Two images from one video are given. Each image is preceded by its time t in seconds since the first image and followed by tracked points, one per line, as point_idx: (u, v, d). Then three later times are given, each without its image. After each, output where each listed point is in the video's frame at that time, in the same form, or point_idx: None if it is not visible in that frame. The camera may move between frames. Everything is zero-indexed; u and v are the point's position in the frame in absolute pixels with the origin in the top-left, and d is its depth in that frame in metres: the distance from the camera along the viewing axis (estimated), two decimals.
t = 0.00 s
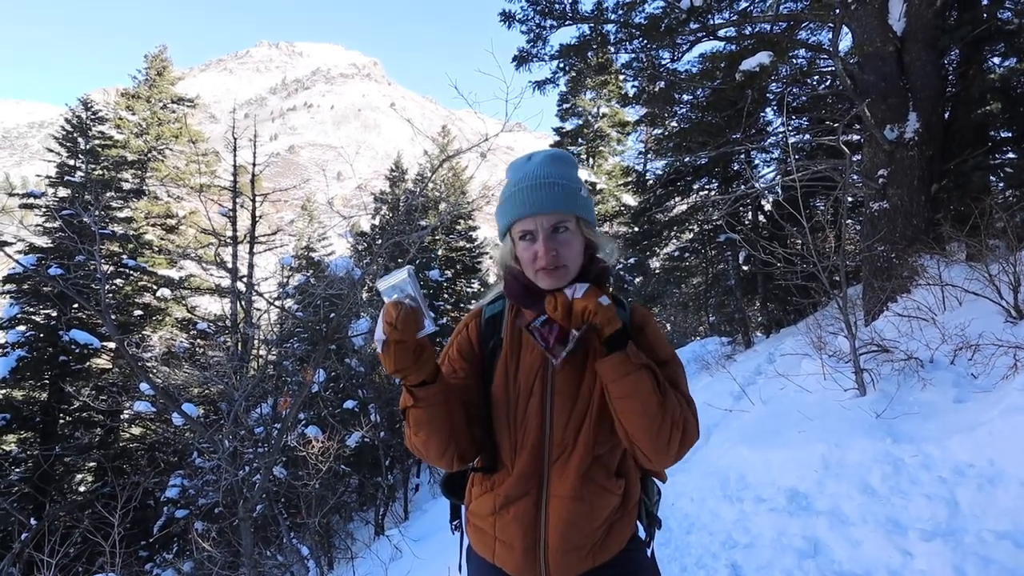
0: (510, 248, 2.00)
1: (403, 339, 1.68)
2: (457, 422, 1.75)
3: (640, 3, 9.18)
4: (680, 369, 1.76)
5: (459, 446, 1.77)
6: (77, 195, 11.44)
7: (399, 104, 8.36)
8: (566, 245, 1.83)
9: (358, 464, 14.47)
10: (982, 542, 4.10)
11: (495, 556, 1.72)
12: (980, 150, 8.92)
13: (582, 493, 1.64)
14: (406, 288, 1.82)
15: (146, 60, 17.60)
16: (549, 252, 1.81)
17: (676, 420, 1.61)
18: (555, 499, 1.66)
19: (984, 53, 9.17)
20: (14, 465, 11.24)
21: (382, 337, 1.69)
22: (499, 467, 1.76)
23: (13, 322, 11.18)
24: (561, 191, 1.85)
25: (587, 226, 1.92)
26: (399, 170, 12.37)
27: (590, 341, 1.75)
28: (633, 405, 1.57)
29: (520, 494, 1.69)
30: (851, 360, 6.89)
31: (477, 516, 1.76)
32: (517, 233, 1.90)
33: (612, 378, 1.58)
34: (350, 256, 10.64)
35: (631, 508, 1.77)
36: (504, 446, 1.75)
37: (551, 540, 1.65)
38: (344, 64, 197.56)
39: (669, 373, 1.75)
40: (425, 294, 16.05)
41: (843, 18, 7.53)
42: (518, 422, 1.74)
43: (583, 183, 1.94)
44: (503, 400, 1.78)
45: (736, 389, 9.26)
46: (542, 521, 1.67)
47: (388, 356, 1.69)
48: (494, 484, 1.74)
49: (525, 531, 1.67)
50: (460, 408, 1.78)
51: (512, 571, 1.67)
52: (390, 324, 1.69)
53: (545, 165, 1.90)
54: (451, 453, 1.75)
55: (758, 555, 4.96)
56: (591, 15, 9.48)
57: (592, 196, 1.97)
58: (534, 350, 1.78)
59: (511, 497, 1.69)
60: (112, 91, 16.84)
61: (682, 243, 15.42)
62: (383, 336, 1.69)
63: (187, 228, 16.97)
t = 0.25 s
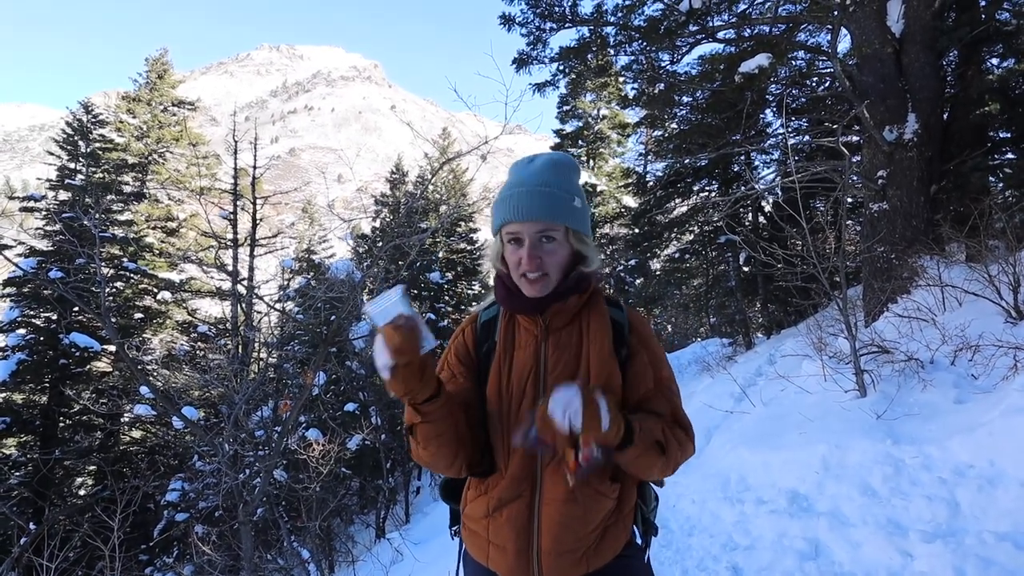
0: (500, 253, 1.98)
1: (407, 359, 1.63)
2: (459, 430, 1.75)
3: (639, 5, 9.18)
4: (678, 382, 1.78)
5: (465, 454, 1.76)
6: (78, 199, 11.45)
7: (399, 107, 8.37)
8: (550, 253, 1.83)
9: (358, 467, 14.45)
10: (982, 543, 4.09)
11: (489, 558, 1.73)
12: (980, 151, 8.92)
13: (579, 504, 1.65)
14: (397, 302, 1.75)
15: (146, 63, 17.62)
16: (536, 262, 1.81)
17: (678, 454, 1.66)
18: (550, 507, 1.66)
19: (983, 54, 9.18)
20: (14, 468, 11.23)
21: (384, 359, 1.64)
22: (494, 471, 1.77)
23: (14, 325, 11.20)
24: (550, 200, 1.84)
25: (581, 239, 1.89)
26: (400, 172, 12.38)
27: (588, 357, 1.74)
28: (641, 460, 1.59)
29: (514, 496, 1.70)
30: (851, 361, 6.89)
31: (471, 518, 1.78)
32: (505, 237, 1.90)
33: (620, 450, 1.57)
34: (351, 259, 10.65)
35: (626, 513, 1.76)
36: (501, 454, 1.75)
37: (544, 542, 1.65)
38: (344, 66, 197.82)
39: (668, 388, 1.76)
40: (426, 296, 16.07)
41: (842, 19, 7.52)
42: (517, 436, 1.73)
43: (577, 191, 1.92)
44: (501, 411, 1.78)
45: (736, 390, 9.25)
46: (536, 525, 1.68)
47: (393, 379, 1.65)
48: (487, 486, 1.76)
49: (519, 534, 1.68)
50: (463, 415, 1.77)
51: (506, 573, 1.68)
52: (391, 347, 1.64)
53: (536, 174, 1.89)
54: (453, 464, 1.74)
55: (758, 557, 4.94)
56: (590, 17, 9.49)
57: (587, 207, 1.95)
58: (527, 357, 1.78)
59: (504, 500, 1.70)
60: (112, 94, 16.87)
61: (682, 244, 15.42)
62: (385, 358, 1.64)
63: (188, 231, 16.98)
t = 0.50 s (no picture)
0: (502, 251, 1.97)
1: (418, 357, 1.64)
2: (460, 430, 1.75)
3: (638, 6, 9.18)
4: (674, 385, 1.79)
5: (465, 455, 1.76)
6: (77, 202, 11.45)
7: (398, 110, 8.38)
8: (557, 256, 1.84)
9: (359, 469, 14.45)
10: (982, 543, 4.09)
11: (490, 562, 1.72)
12: (978, 150, 8.94)
13: (579, 504, 1.65)
14: (405, 302, 1.79)
15: (145, 66, 17.62)
16: (542, 263, 1.81)
17: (672, 461, 1.68)
18: (549, 508, 1.66)
19: (981, 54, 9.20)
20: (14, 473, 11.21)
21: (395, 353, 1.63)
22: (492, 474, 1.76)
23: (13, 330, 11.21)
24: (564, 204, 1.84)
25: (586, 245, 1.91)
26: (399, 174, 12.39)
27: (585, 361, 1.75)
28: (633, 471, 1.61)
29: (513, 498, 1.69)
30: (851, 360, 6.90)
31: (470, 523, 1.76)
32: (513, 236, 1.89)
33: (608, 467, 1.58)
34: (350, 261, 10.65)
35: (625, 513, 1.77)
36: (498, 457, 1.75)
37: (545, 544, 1.65)
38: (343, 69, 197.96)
39: (664, 391, 1.78)
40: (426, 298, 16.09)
41: (840, 20, 7.53)
42: (513, 438, 1.73)
43: (586, 197, 1.93)
44: (497, 412, 1.78)
45: (736, 391, 9.25)
46: (536, 526, 1.67)
47: (401, 375, 1.64)
48: (486, 490, 1.74)
49: (519, 536, 1.67)
50: (463, 415, 1.77)
51: None
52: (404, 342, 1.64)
53: (550, 176, 1.89)
54: (452, 465, 1.73)
55: (759, 558, 4.94)
56: (589, 19, 9.50)
57: (594, 214, 1.96)
58: (525, 360, 1.77)
59: (503, 503, 1.69)
60: (111, 98, 16.87)
61: (682, 245, 15.43)
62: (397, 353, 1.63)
63: (187, 234, 16.98)
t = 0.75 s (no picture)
0: (503, 250, 1.97)
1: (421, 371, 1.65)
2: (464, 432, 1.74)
3: (639, 7, 9.18)
4: (677, 386, 1.79)
5: (469, 458, 1.76)
6: (78, 203, 11.47)
7: (399, 110, 8.37)
8: (556, 256, 1.84)
9: (360, 469, 14.45)
10: (984, 544, 4.09)
11: (492, 562, 1.71)
12: (980, 151, 8.93)
13: (580, 504, 1.65)
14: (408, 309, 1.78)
15: (146, 67, 17.62)
16: (542, 263, 1.82)
17: (673, 461, 1.68)
18: (551, 508, 1.66)
19: (983, 54, 9.19)
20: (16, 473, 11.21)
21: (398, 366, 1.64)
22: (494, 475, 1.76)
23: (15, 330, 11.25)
24: (562, 204, 1.84)
25: (587, 246, 1.91)
26: (399, 175, 12.39)
27: (588, 361, 1.75)
28: (634, 471, 1.61)
29: (516, 499, 1.69)
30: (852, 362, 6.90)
31: (472, 524, 1.76)
32: (512, 236, 1.89)
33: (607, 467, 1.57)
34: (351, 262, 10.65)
35: (627, 514, 1.77)
36: (499, 457, 1.75)
37: (548, 545, 1.65)
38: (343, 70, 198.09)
39: (666, 391, 1.78)
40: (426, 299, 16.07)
41: (841, 20, 7.53)
42: (515, 438, 1.73)
43: (586, 196, 1.93)
44: (500, 413, 1.78)
45: (737, 392, 9.24)
46: (538, 527, 1.67)
47: (405, 387, 1.66)
48: (488, 491, 1.74)
49: (521, 537, 1.67)
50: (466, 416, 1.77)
51: None
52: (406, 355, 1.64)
53: (547, 176, 1.89)
54: (455, 468, 1.73)
55: (759, 559, 4.93)
56: (589, 19, 9.50)
57: (594, 214, 1.96)
58: (527, 362, 1.77)
59: (505, 503, 1.69)
60: (112, 98, 16.87)
61: (683, 246, 15.43)
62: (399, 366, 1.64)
63: (188, 235, 16.99)
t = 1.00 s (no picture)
0: (511, 247, 1.98)
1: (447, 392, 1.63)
2: (478, 434, 1.73)
3: (644, 5, 9.18)
4: (686, 387, 1.79)
5: (482, 459, 1.75)
6: (85, 202, 11.53)
7: (404, 108, 8.38)
8: (563, 246, 1.86)
9: (364, 467, 14.49)
10: (991, 546, 4.07)
11: (499, 560, 1.71)
12: (988, 150, 8.88)
13: (588, 504, 1.65)
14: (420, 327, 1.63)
15: (151, 67, 17.70)
16: (550, 256, 1.83)
17: (682, 463, 1.68)
18: (559, 507, 1.66)
19: (991, 52, 9.13)
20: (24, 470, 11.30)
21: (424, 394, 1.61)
22: (502, 473, 1.76)
23: (23, 328, 11.33)
24: (567, 188, 1.87)
25: (592, 234, 1.93)
26: (404, 173, 12.41)
27: (597, 361, 1.75)
28: (642, 472, 1.60)
29: (524, 497, 1.69)
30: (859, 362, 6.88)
31: (480, 521, 1.75)
32: (519, 226, 1.91)
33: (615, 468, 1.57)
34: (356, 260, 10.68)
35: (635, 514, 1.77)
36: (508, 457, 1.75)
37: (555, 545, 1.65)
38: (347, 69, 198.44)
39: (676, 391, 1.78)
40: (430, 298, 16.12)
41: (848, 18, 7.51)
42: (524, 437, 1.73)
43: (591, 191, 1.95)
44: (510, 412, 1.77)
45: (742, 391, 9.22)
46: (546, 527, 1.67)
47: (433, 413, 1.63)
48: (496, 488, 1.74)
49: (529, 536, 1.66)
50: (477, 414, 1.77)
51: None
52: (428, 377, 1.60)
53: (553, 164, 1.93)
54: (467, 469, 1.71)
55: (765, 558, 4.92)
56: (594, 17, 9.49)
57: (598, 202, 1.99)
58: (536, 359, 1.77)
59: (513, 502, 1.69)
60: (117, 98, 16.95)
61: (687, 245, 15.41)
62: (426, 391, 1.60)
63: (194, 234, 17.06)
